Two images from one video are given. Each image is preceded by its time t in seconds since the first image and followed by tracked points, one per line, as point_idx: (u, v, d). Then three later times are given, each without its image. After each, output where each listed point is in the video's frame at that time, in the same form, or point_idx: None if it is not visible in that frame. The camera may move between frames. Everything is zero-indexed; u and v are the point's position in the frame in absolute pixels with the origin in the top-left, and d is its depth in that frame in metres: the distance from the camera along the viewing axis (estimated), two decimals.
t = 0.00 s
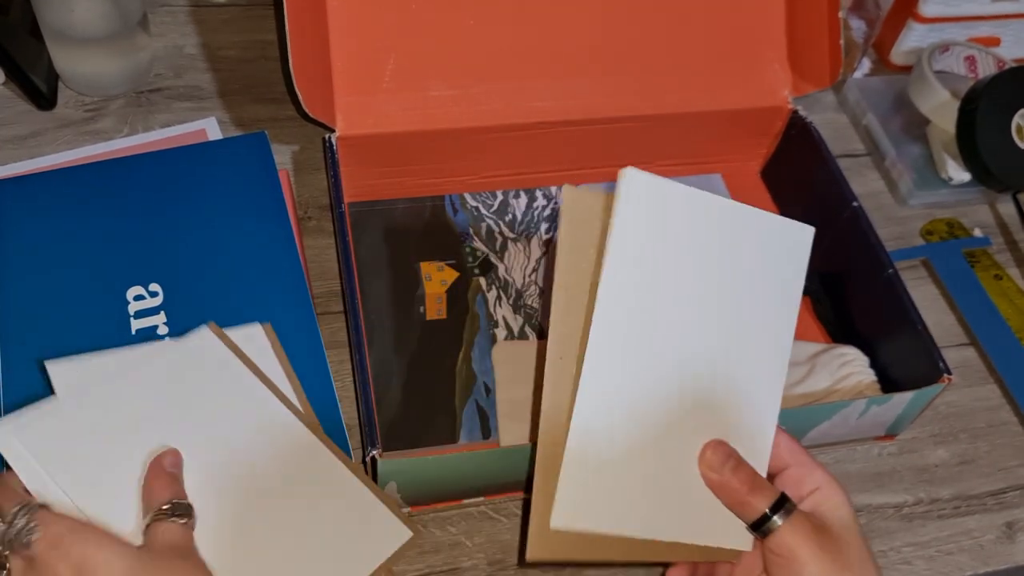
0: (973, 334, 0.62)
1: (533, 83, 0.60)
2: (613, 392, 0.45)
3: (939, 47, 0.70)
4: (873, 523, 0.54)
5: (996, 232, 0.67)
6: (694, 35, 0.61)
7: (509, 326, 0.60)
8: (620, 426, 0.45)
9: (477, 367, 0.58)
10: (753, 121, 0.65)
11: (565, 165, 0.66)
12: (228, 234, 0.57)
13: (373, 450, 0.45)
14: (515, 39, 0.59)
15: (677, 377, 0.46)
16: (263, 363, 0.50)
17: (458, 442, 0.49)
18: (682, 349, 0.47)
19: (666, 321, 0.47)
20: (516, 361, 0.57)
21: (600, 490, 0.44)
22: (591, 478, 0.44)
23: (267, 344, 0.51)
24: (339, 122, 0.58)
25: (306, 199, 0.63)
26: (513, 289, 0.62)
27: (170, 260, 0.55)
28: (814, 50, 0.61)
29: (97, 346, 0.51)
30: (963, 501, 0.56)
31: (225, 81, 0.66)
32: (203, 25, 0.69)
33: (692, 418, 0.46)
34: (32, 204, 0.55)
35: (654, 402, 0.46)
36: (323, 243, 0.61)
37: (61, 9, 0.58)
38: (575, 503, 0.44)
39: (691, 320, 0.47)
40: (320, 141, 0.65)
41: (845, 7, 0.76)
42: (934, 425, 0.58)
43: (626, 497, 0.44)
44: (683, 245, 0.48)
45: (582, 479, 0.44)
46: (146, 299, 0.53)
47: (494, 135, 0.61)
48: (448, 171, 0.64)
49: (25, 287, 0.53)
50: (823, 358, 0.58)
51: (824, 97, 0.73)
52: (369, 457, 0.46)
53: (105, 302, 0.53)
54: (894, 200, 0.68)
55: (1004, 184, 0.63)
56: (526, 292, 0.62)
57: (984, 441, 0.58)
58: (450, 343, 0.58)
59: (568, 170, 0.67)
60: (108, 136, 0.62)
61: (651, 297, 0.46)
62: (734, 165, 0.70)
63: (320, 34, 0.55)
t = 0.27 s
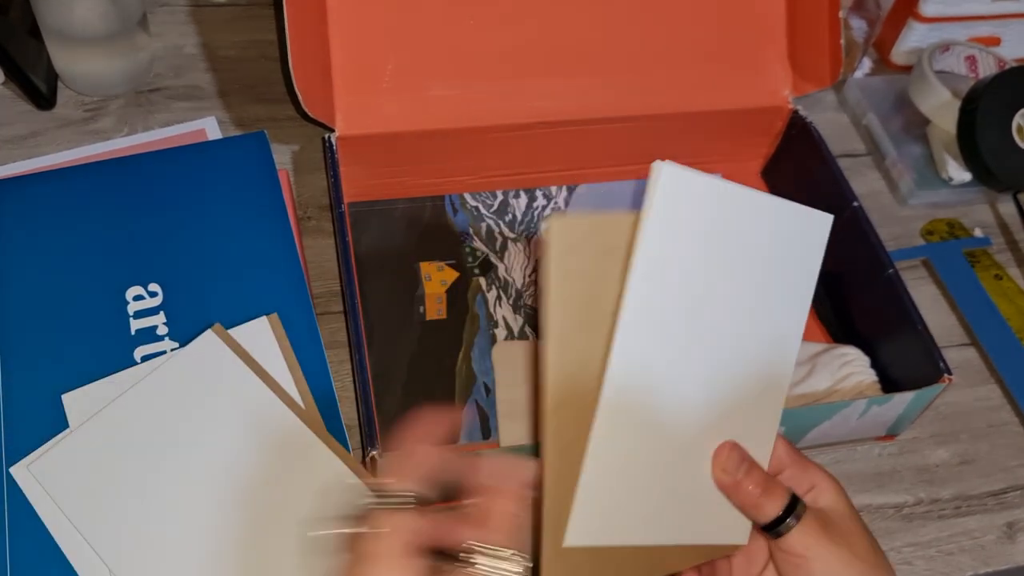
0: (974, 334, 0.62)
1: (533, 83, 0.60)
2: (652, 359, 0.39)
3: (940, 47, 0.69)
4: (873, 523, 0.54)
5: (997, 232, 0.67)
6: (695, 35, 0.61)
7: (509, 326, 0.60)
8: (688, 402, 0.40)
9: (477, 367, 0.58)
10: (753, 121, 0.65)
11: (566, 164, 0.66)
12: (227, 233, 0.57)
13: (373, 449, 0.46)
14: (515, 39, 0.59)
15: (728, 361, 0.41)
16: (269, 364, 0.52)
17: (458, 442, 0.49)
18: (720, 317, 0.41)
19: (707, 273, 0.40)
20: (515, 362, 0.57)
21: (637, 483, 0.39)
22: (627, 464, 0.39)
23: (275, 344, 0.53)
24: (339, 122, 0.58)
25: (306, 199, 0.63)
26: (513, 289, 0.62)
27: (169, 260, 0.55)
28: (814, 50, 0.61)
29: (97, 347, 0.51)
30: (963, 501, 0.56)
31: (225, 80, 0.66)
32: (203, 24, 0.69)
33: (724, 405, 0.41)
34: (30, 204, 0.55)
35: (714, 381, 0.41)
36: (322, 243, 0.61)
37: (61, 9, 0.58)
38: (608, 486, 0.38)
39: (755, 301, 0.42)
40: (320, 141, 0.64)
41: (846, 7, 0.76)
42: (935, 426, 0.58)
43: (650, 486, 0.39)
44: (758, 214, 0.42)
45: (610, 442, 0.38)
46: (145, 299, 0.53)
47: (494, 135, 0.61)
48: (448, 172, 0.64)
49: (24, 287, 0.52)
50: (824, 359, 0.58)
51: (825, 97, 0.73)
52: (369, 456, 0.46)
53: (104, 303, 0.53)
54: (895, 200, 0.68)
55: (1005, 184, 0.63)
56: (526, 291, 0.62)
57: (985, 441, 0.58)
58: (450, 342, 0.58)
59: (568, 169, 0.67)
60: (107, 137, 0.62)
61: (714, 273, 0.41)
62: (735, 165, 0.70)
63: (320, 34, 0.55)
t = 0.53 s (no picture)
0: (973, 335, 0.62)
1: (532, 83, 0.60)
2: (705, 366, 0.48)
3: (940, 47, 0.70)
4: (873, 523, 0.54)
5: (997, 232, 0.67)
6: (694, 36, 0.61)
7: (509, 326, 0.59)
8: (677, 401, 0.46)
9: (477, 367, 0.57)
10: (753, 121, 0.65)
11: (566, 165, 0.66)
12: (227, 233, 0.57)
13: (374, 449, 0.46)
14: (515, 39, 0.59)
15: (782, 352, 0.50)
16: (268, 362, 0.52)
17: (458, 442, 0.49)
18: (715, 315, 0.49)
19: (783, 273, 0.52)
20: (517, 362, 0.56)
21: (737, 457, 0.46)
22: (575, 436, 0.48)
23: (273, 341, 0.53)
24: (339, 122, 0.58)
25: (306, 199, 0.63)
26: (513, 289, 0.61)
27: (169, 260, 0.55)
28: (814, 50, 0.61)
29: (97, 346, 0.51)
30: (963, 501, 0.56)
31: (225, 80, 0.66)
32: (203, 24, 0.69)
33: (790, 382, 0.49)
34: (30, 204, 0.55)
35: (710, 383, 0.47)
36: (322, 243, 0.60)
37: (61, 9, 0.58)
38: (626, 451, 0.46)
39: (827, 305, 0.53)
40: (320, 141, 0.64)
41: (846, 7, 0.76)
42: (935, 426, 0.58)
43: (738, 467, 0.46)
44: (750, 225, 0.52)
45: (665, 423, 0.46)
46: (145, 299, 0.53)
47: (494, 135, 0.61)
48: (449, 171, 0.64)
49: (24, 287, 0.53)
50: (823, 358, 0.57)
51: (825, 97, 0.73)
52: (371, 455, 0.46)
53: (104, 302, 0.53)
54: (895, 200, 0.68)
55: (1005, 184, 0.63)
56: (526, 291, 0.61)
57: (984, 441, 0.58)
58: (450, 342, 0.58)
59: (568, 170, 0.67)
60: (107, 136, 0.62)
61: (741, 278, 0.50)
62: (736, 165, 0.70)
63: (320, 34, 0.55)
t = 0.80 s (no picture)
0: (972, 335, 0.62)
1: (532, 83, 0.61)
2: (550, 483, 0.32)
3: (939, 48, 0.70)
4: (871, 522, 0.54)
5: (995, 232, 0.67)
6: (694, 36, 0.61)
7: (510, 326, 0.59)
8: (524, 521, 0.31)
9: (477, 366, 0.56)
10: (753, 122, 0.65)
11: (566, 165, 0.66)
12: (228, 235, 0.57)
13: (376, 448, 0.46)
14: (515, 40, 0.59)
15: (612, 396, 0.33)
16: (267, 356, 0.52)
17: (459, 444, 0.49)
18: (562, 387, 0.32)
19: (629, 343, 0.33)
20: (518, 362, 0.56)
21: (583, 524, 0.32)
22: (527, 496, 0.31)
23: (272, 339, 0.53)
24: (339, 122, 0.58)
25: (307, 199, 0.63)
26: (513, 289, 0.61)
27: (171, 260, 0.55)
28: (813, 51, 0.61)
29: (99, 346, 0.52)
30: (961, 500, 0.56)
31: (226, 81, 0.66)
32: (204, 25, 0.69)
33: (645, 431, 0.33)
34: (33, 205, 0.56)
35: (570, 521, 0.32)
36: (324, 243, 0.61)
37: (62, 10, 0.58)
38: None
39: (622, 298, 0.33)
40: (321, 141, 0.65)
41: (845, 8, 0.76)
42: (933, 425, 0.58)
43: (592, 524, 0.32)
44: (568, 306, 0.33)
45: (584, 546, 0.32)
46: (147, 299, 0.54)
47: (494, 135, 0.62)
48: (449, 171, 0.64)
49: (26, 287, 0.53)
50: (821, 358, 0.57)
51: (823, 98, 0.74)
52: (371, 453, 0.47)
53: (105, 302, 0.53)
54: (894, 201, 0.68)
55: (1003, 184, 0.63)
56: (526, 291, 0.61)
57: (982, 440, 0.58)
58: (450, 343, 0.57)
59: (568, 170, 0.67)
60: (109, 137, 0.62)
61: (547, 299, 0.32)
62: (735, 165, 0.69)
63: (321, 34, 0.56)
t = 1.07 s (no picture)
0: (972, 334, 0.62)
1: (532, 84, 0.61)
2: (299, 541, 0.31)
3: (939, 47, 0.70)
4: (871, 522, 0.54)
5: (995, 232, 0.67)
6: (694, 36, 0.61)
7: (509, 326, 0.59)
8: None
9: (477, 365, 0.56)
10: (753, 122, 0.65)
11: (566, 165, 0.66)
12: (228, 234, 0.57)
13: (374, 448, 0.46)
14: (515, 40, 0.59)
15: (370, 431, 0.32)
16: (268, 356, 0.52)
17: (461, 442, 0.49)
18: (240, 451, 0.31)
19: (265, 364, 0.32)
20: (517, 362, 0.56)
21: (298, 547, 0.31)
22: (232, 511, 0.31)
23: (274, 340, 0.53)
24: (339, 122, 0.58)
25: (307, 199, 0.63)
26: (513, 289, 0.61)
27: (171, 260, 0.55)
28: (813, 50, 0.62)
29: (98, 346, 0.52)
30: (961, 500, 0.56)
31: (226, 81, 0.66)
32: (204, 25, 0.69)
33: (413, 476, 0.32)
34: (34, 205, 0.56)
35: None
36: (323, 243, 0.61)
37: (62, 10, 0.58)
38: None
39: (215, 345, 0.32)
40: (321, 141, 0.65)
41: (846, 8, 0.76)
42: (933, 425, 0.58)
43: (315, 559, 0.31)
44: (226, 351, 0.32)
45: None
46: (147, 299, 0.54)
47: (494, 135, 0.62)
48: (450, 171, 0.64)
49: (26, 287, 0.53)
50: (822, 358, 0.57)
51: (824, 98, 0.74)
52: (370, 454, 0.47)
53: (105, 303, 0.53)
54: (894, 201, 0.68)
55: (1003, 184, 0.63)
56: (526, 291, 0.61)
57: (982, 440, 0.58)
58: (450, 343, 0.57)
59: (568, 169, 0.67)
60: (109, 137, 0.63)
61: (174, 363, 0.32)
62: (735, 165, 0.69)
63: (321, 34, 0.56)
